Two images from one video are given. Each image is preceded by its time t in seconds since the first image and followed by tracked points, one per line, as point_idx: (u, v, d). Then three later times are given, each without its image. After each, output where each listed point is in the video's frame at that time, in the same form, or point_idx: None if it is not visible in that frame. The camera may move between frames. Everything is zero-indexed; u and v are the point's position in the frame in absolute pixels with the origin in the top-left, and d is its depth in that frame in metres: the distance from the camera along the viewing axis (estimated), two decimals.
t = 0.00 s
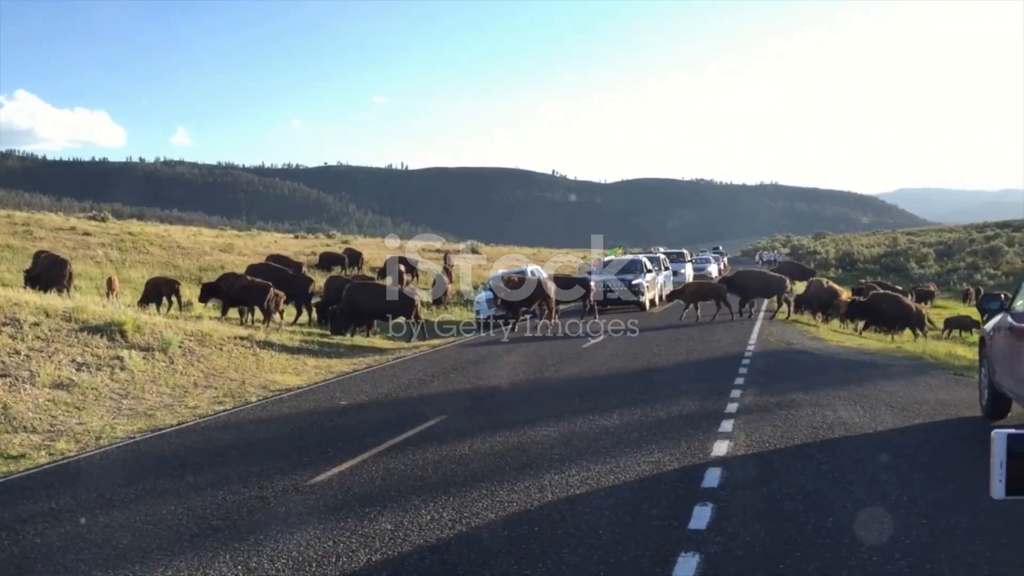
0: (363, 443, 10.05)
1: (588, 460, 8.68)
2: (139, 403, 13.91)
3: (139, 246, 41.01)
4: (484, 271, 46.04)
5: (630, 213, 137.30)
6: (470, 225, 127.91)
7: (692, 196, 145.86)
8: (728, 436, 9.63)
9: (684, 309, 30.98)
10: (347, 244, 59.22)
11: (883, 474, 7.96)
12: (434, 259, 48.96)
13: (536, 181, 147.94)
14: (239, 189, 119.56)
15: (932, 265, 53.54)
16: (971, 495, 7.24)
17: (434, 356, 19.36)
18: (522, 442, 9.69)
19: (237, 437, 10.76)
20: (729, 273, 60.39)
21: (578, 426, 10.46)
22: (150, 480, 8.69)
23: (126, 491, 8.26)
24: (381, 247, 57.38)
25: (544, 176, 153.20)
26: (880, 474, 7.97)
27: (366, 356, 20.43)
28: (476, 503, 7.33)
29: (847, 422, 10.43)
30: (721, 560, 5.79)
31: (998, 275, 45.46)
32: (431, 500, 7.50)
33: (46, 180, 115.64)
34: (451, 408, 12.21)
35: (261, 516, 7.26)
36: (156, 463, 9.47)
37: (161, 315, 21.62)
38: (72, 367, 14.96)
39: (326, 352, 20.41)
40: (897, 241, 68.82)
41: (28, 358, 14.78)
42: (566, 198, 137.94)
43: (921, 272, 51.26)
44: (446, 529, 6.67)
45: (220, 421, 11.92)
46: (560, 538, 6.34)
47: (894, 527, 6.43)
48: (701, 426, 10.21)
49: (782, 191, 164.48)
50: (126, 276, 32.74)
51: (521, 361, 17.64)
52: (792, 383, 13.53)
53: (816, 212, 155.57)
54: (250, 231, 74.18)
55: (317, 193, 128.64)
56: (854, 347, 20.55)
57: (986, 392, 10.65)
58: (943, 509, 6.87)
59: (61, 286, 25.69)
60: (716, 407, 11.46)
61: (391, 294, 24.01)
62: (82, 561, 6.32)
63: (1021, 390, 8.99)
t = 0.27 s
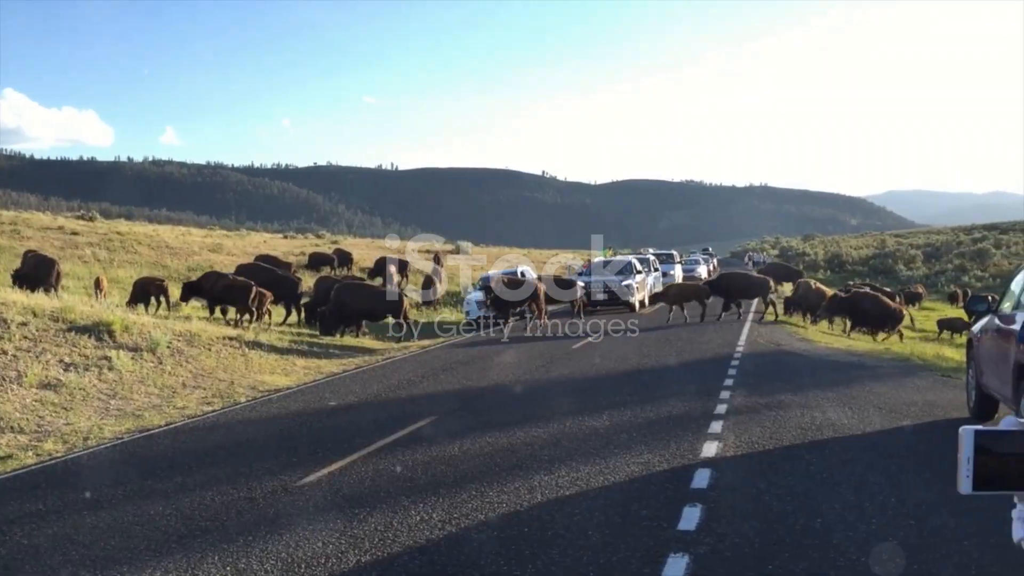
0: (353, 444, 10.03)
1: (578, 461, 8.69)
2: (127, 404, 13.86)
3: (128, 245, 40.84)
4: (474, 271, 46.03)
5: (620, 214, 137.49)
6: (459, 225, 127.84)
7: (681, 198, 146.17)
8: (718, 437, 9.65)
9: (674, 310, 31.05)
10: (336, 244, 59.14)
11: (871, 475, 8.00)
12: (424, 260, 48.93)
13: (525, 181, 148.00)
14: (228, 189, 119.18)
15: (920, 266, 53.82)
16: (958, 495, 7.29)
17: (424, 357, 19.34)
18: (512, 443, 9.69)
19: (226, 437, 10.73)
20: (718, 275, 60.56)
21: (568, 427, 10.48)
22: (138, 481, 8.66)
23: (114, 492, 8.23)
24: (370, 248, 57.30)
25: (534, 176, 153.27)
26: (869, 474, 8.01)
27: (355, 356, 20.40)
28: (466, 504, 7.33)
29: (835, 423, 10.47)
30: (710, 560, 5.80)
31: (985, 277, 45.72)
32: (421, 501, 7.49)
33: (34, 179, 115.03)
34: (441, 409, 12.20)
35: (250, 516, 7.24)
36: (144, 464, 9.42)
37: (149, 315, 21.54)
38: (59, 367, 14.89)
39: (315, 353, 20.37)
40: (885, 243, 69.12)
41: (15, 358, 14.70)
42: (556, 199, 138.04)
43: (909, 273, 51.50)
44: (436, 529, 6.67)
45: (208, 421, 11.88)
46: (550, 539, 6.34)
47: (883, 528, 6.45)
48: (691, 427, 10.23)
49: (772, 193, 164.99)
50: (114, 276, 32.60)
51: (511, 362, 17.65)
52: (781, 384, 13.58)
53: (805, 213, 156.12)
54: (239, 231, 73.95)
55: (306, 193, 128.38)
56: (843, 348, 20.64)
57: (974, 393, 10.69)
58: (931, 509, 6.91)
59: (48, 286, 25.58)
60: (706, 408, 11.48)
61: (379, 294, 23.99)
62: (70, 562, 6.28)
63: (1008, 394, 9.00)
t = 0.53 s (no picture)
0: (346, 445, 10.03)
1: (571, 462, 8.70)
2: (120, 404, 13.82)
3: (120, 246, 40.72)
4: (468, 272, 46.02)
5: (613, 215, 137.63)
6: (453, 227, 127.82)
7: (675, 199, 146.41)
8: (711, 438, 9.67)
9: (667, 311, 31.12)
10: (328, 245, 59.10)
11: (863, 476, 8.03)
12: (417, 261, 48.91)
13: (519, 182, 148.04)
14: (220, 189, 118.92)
15: (912, 268, 54.04)
16: (950, 496, 7.32)
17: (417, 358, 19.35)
18: (505, 443, 9.69)
19: (219, 438, 10.71)
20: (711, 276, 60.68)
21: (561, 428, 10.49)
22: (130, 482, 8.63)
23: (105, 493, 8.21)
24: (363, 249, 57.26)
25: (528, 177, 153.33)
26: (861, 475, 8.04)
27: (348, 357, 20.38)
28: (459, 505, 7.33)
29: (828, 424, 10.51)
30: (703, 561, 5.82)
31: (977, 278, 45.93)
32: (415, 502, 7.49)
33: (26, 178, 114.61)
34: (435, 410, 12.21)
35: (242, 517, 7.23)
36: (137, 465, 9.40)
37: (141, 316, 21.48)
38: (51, 368, 14.84)
39: (308, 353, 20.34)
40: (877, 245, 69.36)
41: (7, 359, 14.65)
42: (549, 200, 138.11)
43: (901, 275, 51.70)
44: (429, 531, 6.66)
45: (200, 423, 11.86)
46: (543, 540, 6.35)
47: (876, 529, 6.48)
48: (684, 428, 10.26)
49: (765, 195, 165.39)
50: (106, 276, 32.51)
51: (504, 363, 17.67)
52: (774, 385, 13.63)
53: (798, 215, 156.52)
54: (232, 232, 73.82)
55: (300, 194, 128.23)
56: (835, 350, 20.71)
57: (965, 395, 10.77)
58: (923, 510, 6.94)
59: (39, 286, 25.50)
60: (699, 409, 11.51)
61: (371, 295, 23.97)
62: (62, 563, 6.26)
63: (998, 393, 9.11)
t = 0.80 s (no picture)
0: (341, 446, 10.01)
1: (566, 463, 8.69)
2: (113, 405, 13.79)
3: (113, 246, 40.66)
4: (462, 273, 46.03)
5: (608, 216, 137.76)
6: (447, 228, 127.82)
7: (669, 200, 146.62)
8: (705, 439, 9.68)
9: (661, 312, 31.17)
10: (323, 245, 59.10)
11: (858, 476, 8.04)
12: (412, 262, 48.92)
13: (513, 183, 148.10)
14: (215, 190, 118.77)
15: (906, 269, 54.21)
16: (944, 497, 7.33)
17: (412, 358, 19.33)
18: (500, 445, 9.68)
19: (213, 439, 10.69)
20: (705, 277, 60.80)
21: (556, 429, 10.49)
22: (124, 483, 8.60)
23: (99, 494, 8.18)
24: (358, 249, 57.23)
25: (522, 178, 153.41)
26: (855, 476, 8.06)
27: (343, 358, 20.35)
28: (454, 506, 7.32)
29: (822, 425, 10.52)
30: (698, 562, 5.82)
31: (970, 279, 46.09)
32: (409, 503, 7.48)
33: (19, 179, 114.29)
34: (429, 411, 12.21)
35: (237, 519, 7.21)
36: (130, 466, 9.37)
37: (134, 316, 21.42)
38: (44, 369, 14.80)
39: (302, 354, 20.31)
40: (871, 246, 69.58)
41: None
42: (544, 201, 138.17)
43: (894, 276, 51.85)
44: (423, 532, 6.65)
45: (194, 424, 11.82)
46: (538, 541, 6.34)
47: (870, 530, 6.48)
48: (678, 429, 10.27)
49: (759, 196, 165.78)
50: (100, 277, 32.43)
51: (499, 364, 17.67)
52: (768, 386, 13.65)
53: (792, 216, 156.89)
54: (226, 233, 73.75)
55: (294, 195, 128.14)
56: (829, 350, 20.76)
57: (959, 396, 10.78)
58: (918, 511, 6.95)
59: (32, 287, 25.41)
60: (694, 410, 11.52)
61: (365, 296, 23.92)
62: (55, 565, 6.24)
63: (992, 394, 9.12)
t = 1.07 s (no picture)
0: (337, 445, 10.01)
1: (562, 463, 8.69)
2: (109, 405, 13.76)
3: (109, 246, 40.58)
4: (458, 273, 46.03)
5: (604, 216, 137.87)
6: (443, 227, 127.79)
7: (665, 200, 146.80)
8: (701, 438, 9.68)
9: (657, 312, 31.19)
10: (318, 245, 59.01)
11: (854, 476, 8.05)
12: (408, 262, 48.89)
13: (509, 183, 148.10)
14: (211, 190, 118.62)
15: (901, 269, 54.34)
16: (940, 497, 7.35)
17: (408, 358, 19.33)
18: (496, 444, 9.68)
19: (208, 439, 10.67)
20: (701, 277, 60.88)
21: (552, 429, 10.49)
22: (120, 484, 8.58)
23: (94, 495, 8.16)
24: (354, 249, 57.20)
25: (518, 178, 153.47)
26: (851, 475, 8.07)
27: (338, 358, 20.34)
28: (450, 505, 7.32)
29: (818, 425, 10.54)
30: (695, 561, 5.82)
31: (965, 279, 46.23)
32: (405, 503, 7.48)
33: (14, 178, 114.00)
34: (426, 410, 12.20)
35: (233, 518, 7.21)
36: (126, 466, 9.34)
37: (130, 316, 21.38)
38: (40, 369, 14.76)
39: (298, 354, 20.29)
40: (866, 246, 69.77)
41: None
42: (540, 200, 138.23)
43: (890, 276, 51.97)
44: (420, 531, 6.65)
45: (190, 424, 11.80)
46: (535, 541, 6.34)
47: (867, 529, 6.49)
48: (674, 428, 10.27)
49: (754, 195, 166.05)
50: (95, 277, 32.36)
51: (495, 363, 17.67)
52: (765, 386, 13.68)
53: (787, 216, 157.17)
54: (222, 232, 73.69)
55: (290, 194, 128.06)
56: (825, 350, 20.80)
57: (954, 395, 10.80)
58: (914, 510, 6.96)
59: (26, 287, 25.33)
60: (690, 409, 11.53)
61: (360, 296, 23.90)
62: (51, 565, 6.22)
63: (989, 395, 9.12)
